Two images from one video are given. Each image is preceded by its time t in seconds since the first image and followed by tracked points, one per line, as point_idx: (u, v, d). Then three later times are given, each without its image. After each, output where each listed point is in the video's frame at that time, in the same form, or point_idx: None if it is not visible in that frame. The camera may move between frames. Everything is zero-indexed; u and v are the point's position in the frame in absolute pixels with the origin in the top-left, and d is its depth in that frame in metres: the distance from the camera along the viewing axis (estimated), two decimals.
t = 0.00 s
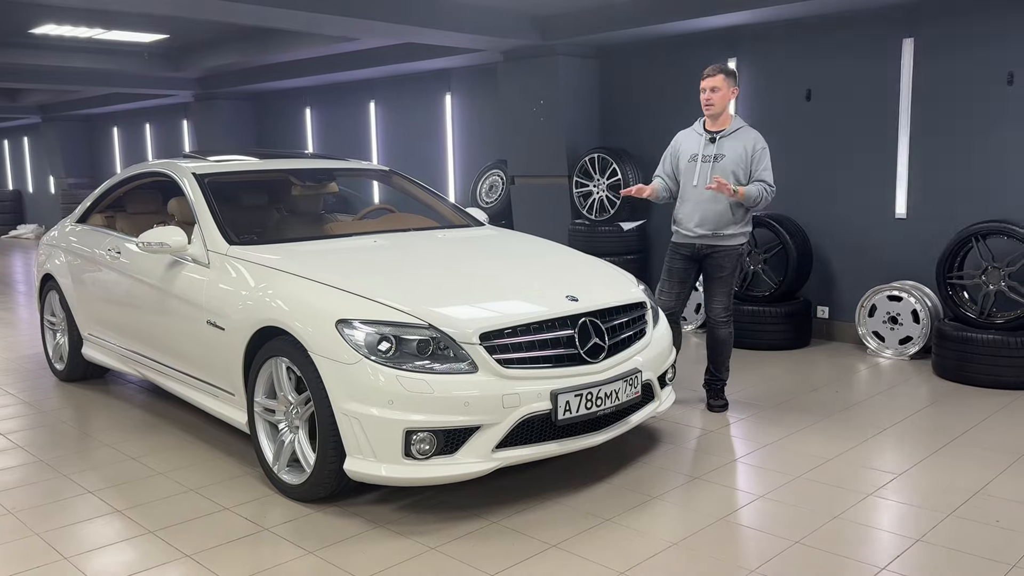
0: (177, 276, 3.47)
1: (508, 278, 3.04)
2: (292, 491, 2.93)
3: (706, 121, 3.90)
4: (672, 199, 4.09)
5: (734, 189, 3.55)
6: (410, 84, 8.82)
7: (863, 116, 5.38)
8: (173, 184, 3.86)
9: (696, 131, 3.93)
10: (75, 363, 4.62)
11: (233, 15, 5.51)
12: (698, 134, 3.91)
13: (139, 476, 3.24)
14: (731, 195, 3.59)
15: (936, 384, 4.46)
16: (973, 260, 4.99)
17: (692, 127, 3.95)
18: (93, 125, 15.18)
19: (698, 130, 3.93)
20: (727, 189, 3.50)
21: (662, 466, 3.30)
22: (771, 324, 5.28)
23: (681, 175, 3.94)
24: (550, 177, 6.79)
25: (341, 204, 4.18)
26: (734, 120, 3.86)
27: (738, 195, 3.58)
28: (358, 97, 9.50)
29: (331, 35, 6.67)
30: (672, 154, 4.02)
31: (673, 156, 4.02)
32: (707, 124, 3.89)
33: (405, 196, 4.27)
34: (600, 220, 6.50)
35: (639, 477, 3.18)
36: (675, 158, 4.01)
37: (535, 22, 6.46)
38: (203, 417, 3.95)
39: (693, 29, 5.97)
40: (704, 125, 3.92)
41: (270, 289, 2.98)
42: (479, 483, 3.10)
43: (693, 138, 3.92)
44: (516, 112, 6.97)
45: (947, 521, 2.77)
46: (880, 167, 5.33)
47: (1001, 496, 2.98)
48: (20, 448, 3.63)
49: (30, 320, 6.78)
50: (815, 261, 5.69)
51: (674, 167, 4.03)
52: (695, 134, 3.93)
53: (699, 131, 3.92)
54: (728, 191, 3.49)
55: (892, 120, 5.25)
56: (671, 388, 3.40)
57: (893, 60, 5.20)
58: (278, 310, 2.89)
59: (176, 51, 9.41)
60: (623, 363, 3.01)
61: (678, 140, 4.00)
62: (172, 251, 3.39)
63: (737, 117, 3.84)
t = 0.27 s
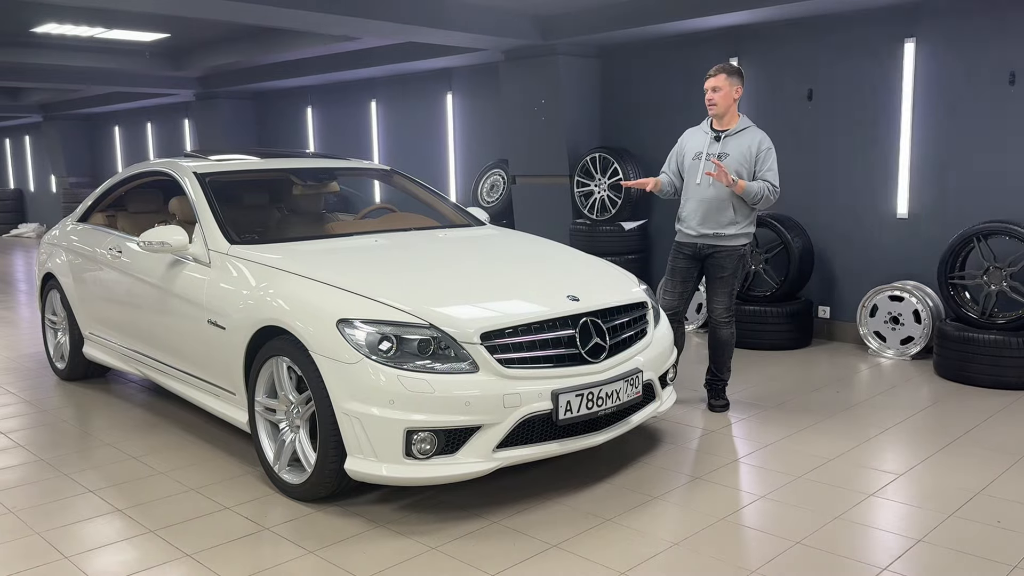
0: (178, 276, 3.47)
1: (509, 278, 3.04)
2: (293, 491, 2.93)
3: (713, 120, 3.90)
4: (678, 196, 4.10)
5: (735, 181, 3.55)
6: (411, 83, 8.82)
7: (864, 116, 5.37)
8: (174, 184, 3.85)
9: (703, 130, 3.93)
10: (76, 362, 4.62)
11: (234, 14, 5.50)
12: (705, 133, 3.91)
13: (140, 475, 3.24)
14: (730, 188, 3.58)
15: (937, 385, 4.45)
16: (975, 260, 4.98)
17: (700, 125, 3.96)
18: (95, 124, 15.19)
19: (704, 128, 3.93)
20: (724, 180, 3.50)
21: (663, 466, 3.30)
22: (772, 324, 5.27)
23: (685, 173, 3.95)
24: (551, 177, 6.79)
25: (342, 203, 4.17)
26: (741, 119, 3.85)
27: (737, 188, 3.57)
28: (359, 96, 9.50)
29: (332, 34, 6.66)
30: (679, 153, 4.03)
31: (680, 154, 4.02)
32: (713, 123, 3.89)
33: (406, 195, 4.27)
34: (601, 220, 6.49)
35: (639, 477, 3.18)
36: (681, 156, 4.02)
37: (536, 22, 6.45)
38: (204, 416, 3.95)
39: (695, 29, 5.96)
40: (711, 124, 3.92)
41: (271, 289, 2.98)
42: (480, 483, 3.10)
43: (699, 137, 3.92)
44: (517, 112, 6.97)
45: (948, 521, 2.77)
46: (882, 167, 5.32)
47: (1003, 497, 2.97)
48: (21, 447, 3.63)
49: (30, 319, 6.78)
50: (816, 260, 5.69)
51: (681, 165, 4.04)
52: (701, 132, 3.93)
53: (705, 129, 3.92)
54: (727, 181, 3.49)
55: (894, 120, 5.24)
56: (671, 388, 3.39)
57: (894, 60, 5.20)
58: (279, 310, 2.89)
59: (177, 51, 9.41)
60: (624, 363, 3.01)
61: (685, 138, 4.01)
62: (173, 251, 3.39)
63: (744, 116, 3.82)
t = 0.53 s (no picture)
0: (182, 274, 3.47)
1: (512, 276, 3.04)
2: (296, 489, 2.93)
3: (717, 119, 3.90)
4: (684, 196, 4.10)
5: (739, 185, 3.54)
6: (414, 81, 8.82)
7: (868, 115, 5.36)
8: (178, 182, 3.86)
9: (707, 129, 3.92)
10: (80, 360, 4.62)
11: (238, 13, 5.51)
12: (708, 132, 3.91)
13: (144, 473, 3.24)
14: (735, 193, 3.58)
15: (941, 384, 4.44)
16: (980, 259, 4.97)
17: (704, 124, 3.95)
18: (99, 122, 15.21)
19: (709, 127, 3.92)
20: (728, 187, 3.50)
21: (666, 465, 3.30)
22: (775, 324, 5.27)
23: (690, 172, 3.95)
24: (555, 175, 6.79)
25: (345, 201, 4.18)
26: (745, 117, 3.83)
27: (741, 191, 3.57)
28: (363, 95, 9.50)
29: (335, 33, 6.66)
30: (683, 152, 4.03)
31: (684, 153, 4.02)
32: (717, 122, 3.89)
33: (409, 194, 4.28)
34: (605, 219, 6.48)
35: (642, 476, 3.18)
36: (686, 155, 4.02)
37: (539, 20, 6.44)
38: (207, 414, 3.95)
39: (698, 27, 5.96)
40: (715, 123, 3.91)
41: (275, 287, 2.98)
42: (483, 481, 3.10)
43: (703, 135, 3.91)
44: (520, 111, 6.97)
45: (951, 521, 2.77)
46: (886, 166, 5.31)
47: (1006, 497, 2.97)
48: (25, 444, 3.64)
49: (34, 317, 6.80)
50: (820, 260, 5.68)
51: (686, 164, 4.04)
52: (705, 131, 3.93)
53: (709, 128, 3.92)
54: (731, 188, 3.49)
55: (898, 119, 5.23)
56: (675, 387, 3.39)
57: (898, 59, 5.19)
58: (283, 308, 2.89)
59: (181, 50, 9.43)
60: (627, 362, 3.00)
61: (689, 138, 4.00)
62: (177, 249, 3.39)
63: (748, 115, 3.81)
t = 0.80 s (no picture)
0: (188, 272, 3.48)
1: (517, 275, 3.04)
2: (301, 487, 2.94)
3: (722, 117, 3.89)
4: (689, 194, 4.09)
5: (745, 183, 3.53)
6: (419, 79, 8.82)
7: (875, 113, 5.35)
8: (184, 181, 3.86)
9: (713, 127, 3.91)
10: (86, 358, 4.64)
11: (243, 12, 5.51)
12: (714, 130, 3.90)
13: (149, 470, 3.25)
14: (741, 191, 3.57)
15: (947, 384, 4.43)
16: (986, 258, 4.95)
17: (710, 122, 3.94)
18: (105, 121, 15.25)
19: (714, 126, 3.91)
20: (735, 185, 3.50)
21: (671, 464, 3.30)
22: (781, 322, 5.26)
23: (695, 170, 3.94)
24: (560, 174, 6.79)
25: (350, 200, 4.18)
26: (751, 116, 3.83)
27: (748, 190, 3.56)
28: (368, 93, 9.51)
29: (340, 31, 6.66)
30: (689, 150, 4.02)
31: (690, 152, 4.01)
32: (723, 120, 3.88)
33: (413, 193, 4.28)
34: (610, 218, 6.48)
35: (647, 475, 3.18)
36: (691, 153, 4.01)
37: (544, 19, 6.44)
38: (213, 413, 3.97)
39: (704, 26, 5.94)
40: (720, 121, 3.91)
41: (280, 285, 2.98)
42: (487, 480, 3.11)
43: (709, 134, 3.90)
44: (525, 109, 6.96)
45: (957, 521, 2.76)
46: (892, 165, 5.30)
47: (1012, 497, 2.96)
48: (31, 442, 3.65)
49: (41, 314, 6.81)
50: (825, 259, 5.67)
51: (691, 163, 4.03)
52: (711, 129, 3.92)
53: (715, 127, 3.91)
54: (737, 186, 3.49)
55: (904, 118, 5.21)
56: (680, 386, 3.39)
57: (905, 57, 5.17)
58: (288, 306, 2.90)
59: (186, 48, 9.44)
60: (632, 360, 3.00)
61: (695, 136, 3.99)
62: (183, 247, 3.40)
63: (754, 113, 3.81)
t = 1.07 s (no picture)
0: (195, 270, 3.49)
1: (524, 273, 3.04)
2: (308, 484, 2.95)
3: (730, 116, 3.88)
4: (696, 192, 4.08)
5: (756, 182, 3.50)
6: (426, 78, 8.82)
7: (883, 111, 5.33)
8: (191, 179, 3.87)
9: (720, 126, 3.90)
10: (94, 355, 4.65)
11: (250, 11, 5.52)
12: (721, 129, 3.89)
13: (157, 467, 3.26)
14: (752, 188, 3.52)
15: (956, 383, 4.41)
16: (995, 257, 4.93)
17: (717, 121, 3.94)
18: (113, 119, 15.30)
19: (722, 124, 3.91)
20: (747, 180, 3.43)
21: (677, 463, 3.29)
22: (788, 321, 5.24)
23: (703, 169, 3.93)
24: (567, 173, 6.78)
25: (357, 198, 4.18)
26: (758, 113, 3.82)
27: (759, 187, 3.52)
28: (374, 91, 9.51)
29: (347, 29, 6.67)
30: (697, 149, 4.01)
31: (697, 151, 4.01)
32: (730, 118, 3.87)
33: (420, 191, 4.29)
34: (616, 216, 6.47)
35: (654, 473, 3.17)
36: (699, 152, 4.00)
37: (551, 17, 6.43)
38: (220, 411, 3.98)
39: (711, 23, 5.93)
40: (728, 119, 3.90)
41: (288, 283, 2.99)
42: (494, 478, 3.11)
43: (717, 132, 3.89)
44: (532, 107, 6.96)
45: (966, 520, 2.75)
46: (900, 163, 5.28)
47: (1022, 496, 2.94)
48: (39, 439, 3.67)
49: (49, 312, 6.85)
50: (833, 257, 5.65)
51: (699, 161, 4.02)
52: (718, 128, 3.91)
53: (723, 125, 3.90)
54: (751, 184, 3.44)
55: (912, 115, 5.19)
56: (687, 385, 3.38)
57: (913, 55, 5.15)
58: (295, 304, 2.90)
59: (193, 47, 9.46)
60: (639, 359, 3.00)
61: (702, 135, 3.99)
62: (190, 245, 3.41)
63: (762, 111, 3.80)
